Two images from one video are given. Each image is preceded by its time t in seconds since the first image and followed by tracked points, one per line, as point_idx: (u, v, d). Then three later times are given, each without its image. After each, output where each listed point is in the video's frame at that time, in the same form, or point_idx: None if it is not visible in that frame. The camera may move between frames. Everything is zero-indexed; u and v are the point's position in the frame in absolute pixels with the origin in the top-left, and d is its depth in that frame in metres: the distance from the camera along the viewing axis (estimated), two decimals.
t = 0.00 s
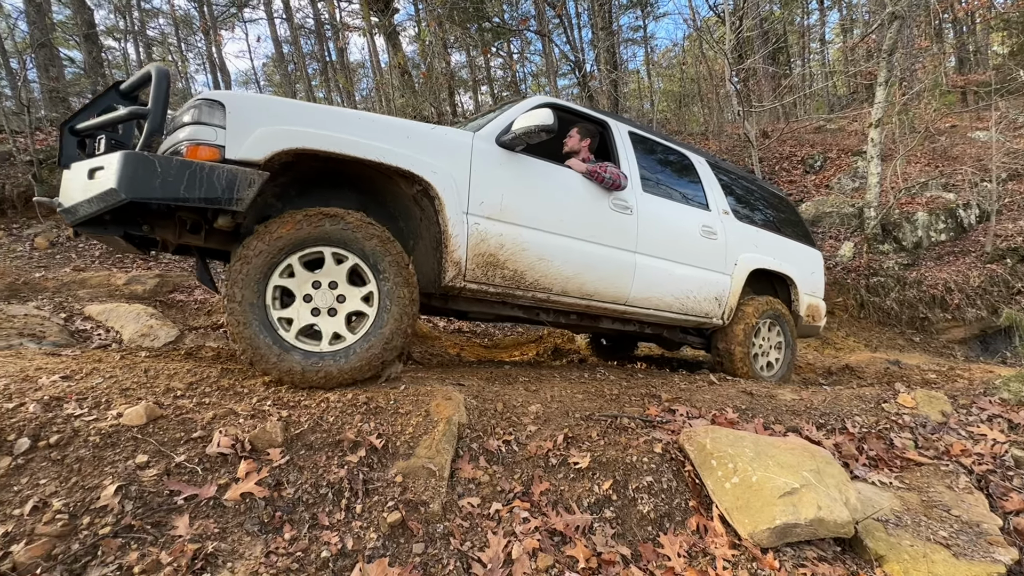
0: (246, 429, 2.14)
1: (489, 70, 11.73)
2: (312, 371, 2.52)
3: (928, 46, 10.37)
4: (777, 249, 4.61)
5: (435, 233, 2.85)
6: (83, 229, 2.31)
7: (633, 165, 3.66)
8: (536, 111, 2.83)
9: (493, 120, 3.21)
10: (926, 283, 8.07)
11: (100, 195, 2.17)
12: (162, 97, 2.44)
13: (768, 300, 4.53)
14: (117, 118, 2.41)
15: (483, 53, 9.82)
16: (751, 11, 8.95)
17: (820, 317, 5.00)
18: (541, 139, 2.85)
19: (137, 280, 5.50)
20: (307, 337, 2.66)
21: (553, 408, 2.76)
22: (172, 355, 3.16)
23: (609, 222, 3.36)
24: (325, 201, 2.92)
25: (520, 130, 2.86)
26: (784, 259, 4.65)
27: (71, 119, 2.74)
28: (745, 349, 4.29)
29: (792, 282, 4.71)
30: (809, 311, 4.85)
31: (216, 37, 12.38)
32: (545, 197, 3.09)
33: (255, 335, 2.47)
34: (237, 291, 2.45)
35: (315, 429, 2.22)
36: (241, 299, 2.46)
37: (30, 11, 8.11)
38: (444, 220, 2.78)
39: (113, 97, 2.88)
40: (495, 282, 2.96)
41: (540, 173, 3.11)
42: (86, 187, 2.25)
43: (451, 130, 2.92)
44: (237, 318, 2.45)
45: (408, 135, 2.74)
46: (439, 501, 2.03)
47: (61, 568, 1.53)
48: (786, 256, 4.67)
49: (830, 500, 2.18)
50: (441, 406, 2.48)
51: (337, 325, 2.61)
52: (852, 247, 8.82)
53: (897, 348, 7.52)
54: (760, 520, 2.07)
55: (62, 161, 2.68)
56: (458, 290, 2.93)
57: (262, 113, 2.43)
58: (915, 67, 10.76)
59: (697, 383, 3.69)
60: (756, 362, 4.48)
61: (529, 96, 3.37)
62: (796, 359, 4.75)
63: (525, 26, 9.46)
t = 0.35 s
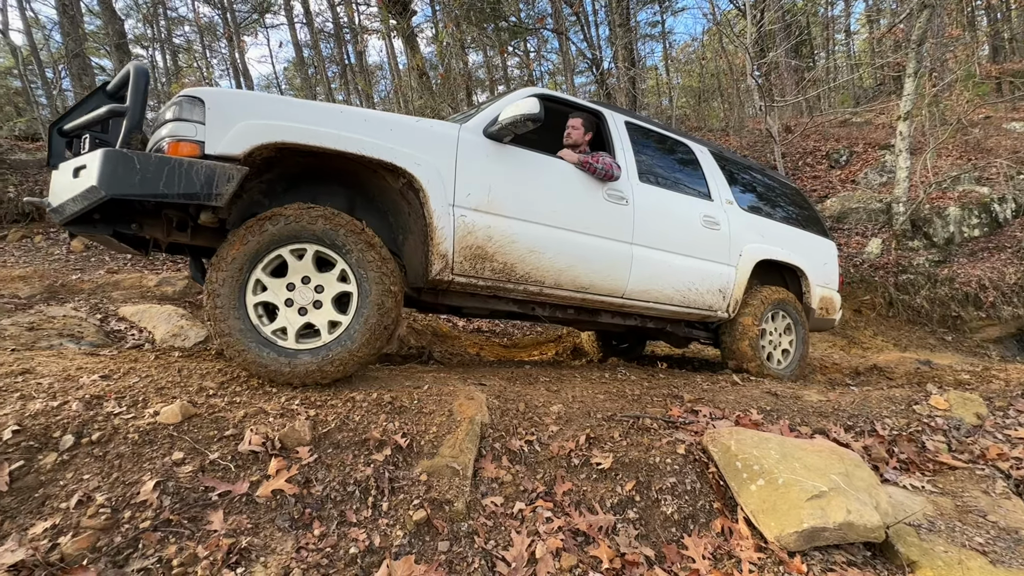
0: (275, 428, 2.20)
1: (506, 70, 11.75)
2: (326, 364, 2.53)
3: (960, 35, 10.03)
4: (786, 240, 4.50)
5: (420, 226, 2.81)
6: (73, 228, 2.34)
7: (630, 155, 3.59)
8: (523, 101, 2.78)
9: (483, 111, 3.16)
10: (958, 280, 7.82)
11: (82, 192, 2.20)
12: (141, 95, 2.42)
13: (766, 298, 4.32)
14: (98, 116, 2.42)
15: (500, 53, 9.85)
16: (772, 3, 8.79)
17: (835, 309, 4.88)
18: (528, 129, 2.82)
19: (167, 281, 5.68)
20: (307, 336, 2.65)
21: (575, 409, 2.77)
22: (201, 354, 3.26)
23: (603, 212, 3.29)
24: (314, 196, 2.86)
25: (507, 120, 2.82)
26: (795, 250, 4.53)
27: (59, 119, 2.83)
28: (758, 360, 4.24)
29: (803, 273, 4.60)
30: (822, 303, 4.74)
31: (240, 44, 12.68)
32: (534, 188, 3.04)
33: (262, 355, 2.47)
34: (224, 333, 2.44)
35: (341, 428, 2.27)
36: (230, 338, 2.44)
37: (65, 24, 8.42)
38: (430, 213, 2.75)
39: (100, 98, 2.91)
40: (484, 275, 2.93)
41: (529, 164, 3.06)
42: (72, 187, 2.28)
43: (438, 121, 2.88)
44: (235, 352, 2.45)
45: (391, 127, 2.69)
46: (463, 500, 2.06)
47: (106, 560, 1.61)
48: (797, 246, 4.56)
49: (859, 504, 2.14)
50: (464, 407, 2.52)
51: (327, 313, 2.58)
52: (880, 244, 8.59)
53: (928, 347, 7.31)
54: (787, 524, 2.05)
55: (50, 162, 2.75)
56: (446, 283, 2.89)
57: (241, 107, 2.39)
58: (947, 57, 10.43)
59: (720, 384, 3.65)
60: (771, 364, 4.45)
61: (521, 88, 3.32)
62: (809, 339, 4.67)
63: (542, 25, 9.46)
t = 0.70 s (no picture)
0: (297, 425, 2.23)
1: (518, 68, 11.74)
2: (339, 357, 2.55)
3: (987, 24, 9.75)
4: (803, 236, 4.41)
5: (426, 223, 2.82)
6: (85, 227, 2.38)
7: (640, 151, 3.54)
8: (528, 96, 2.77)
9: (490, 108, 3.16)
10: (986, 277, 7.60)
11: (93, 192, 2.23)
12: (150, 96, 2.53)
13: (774, 299, 4.20)
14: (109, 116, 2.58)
15: (514, 52, 9.85)
16: None
17: (854, 307, 4.78)
18: (533, 125, 2.78)
19: (189, 281, 5.80)
20: (317, 333, 2.68)
21: (593, 407, 2.76)
22: (222, 351, 3.32)
23: (611, 209, 3.26)
24: (323, 196, 2.91)
25: (512, 117, 2.79)
26: (812, 246, 4.44)
27: (75, 118, 2.95)
28: (776, 363, 4.17)
29: (820, 270, 4.50)
30: (840, 300, 4.64)
31: (257, 47, 12.87)
32: (540, 185, 3.02)
33: (278, 358, 2.50)
34: (239, 344, 2.47)
35: (361, 426, 2.30)
36: (246, 347, 2.48)
37: (89, 31, 8.65)
38: (435, 210, 2.75)
39: (111, 99, 2.96)
40: (490, 273, 2.92)
41: (535, 161, 3.04)
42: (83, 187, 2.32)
43: (444, 119, 2.89)
44: (250, 359, 2.48)
45: (397, 125, 2.69)
46: (482, 497, 2.07)
47: (136, 552, 1.66)
48: (813, 243, 4.46)
49: (886, 506, 2.10)
50: (482, 405, 2.54)
51: (332, 308, 2.60)
52: (903, 240, 8.39)
53: (955, 346, 7.11)
54: (810, 525, 2.02)
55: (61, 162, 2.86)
56: (453, 281, 2.90)
57: (249, 106, 2.42)
58: (973, 48, 10.14)
59: (740, 382, 3.61)
60: (789, 362, 4.39)
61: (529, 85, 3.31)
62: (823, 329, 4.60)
63: (554, 23, 9.44)
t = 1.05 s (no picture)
0: (310, 424, 2.24)
1: (529, 68, 11.72)
2: (349, 351, 2.56)
3: (1009, 15, 9.50)
4: (816, 233, 4.34)
5: (433, 220, 2.82)
6: (98, 225, 2.43)
7: (648, 148, 3.51)
8: (535, 92, 2.75)
9: (497, 105, 3.15)
10: (1010, 275, 7.40)
11: (104, 189, 2.27)
12: (160, 95, 2.54)
13: (781, 301, 4.10)
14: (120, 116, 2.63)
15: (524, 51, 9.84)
16: None
17: (870, 305, 4.70)
18: (540, 121, 2.77)
19: (205, 282, 5.89)
20: (326, 331, 2.70)
21: (604, 407, 2.75)
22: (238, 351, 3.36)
23: (619, 205, 3.23)
24: (332, 194, 2.94)
25: (519, 113, 2.78)
26: (826, 244, 4.37)
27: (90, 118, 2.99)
28: (794, 366, 4.11)
29: (834, 268, 4.43)
30: (855, 299, 4.56)
31: (270, 51, 13.03)
32: (547, 182, 3.00)
33: (290, 358, 2.53)
34: (251, 349, 2.51)
35: (373, 425, 2.31)
36: (257, 352, 2.51)
37: (107, 36, 8.79)
38: (442, 207, 2.74)
39: (124, 99, 3.00)
40: (498, 270, 2.89)
41: (542, 157, 3.02)
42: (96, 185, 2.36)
43: (451, 116, 2.89)
44: (263, 360, 2.51)
45: (403, 123, 2.69)
46: (494, 497, 2.07)
47: (153, 548, 1.68)
48: (827, 240, 4.39)
49: (907, 509, 2.05)
50: (493, 404, 2.55)
51: (337, 303, 2.62)
52: (922, 237, 8.23)
53: (977, 346, 6.94)
54: (828, 527, 1.98)
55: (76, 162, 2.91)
56: (459, 279, 2.87)
57: (256, 105, 2.44)
58: (995, 39, 9.88)
59: (755, 382, 3.56)
60: (803, 361, 4.34)
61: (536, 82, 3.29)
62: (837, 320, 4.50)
63: (565, 21, 9.41)
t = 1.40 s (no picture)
0: (321, 423, 2.26)
1: (537, 67, 11.71)
2: (353, 330, 2.57)
3: None
4: (821, 227, 4.26)
5: (422, 218, 2.82)
6: (89, 226, 2.45)
7: (644, 142, 3.47)
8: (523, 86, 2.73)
9: (488, 100, 3.14)
10: None
11: (91, 190, 2.28)
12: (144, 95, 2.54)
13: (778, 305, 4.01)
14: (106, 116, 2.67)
15: (533, 51, 9.83)
16: None
17: (878, 300, 4.60)
18: (529, 115, 2.76)
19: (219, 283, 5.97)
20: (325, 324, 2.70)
21: (615, 406, 2.73)
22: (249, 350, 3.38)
23: (612, 200, 3.21)
24: (322, 192, 2.91)
25: (508, 108, 2.77)
26: (830, 238, 4.28)
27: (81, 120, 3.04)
28: (806, 368, 4.07)
29: (839, 263, 4.34)
30: (862, 294, 4.46)
31: (282, 54, 13.17)
32: (537, 177, 2.98)
33: (300, 362, 2.52)
34: (263, 364, 2.51)
35: (384, 424, 2.32)
36: (268, 366, 2.51)
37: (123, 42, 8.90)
38: (430, 204, 2.73)
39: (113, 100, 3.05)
40: (488, 266, 2.89)
41: (532, 153, 3.00)
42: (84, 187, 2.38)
43: (440, 112, 2.87)
44: (278, 371, 2.52)
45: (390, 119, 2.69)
46: (504, 496, 2.06)
47: (168, 545, 1.71)
48: (833, 235, 4.30)
49: (925, 510, 2.02)
50: (503, 404, 2.55)
51: (326, 292, 2.61)
52: (940, 234, 8.08)
53: (997, 345, 6.80)
54: (844, 529, 1.95)
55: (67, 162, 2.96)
56: (450, 275, 2.87)
57: (241, 103, 2.45)
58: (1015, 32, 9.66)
59: (767, 382, 3.51)
60: (813, 357, 4.29)
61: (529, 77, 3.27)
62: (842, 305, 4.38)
63: (574, 20, 9.39)
